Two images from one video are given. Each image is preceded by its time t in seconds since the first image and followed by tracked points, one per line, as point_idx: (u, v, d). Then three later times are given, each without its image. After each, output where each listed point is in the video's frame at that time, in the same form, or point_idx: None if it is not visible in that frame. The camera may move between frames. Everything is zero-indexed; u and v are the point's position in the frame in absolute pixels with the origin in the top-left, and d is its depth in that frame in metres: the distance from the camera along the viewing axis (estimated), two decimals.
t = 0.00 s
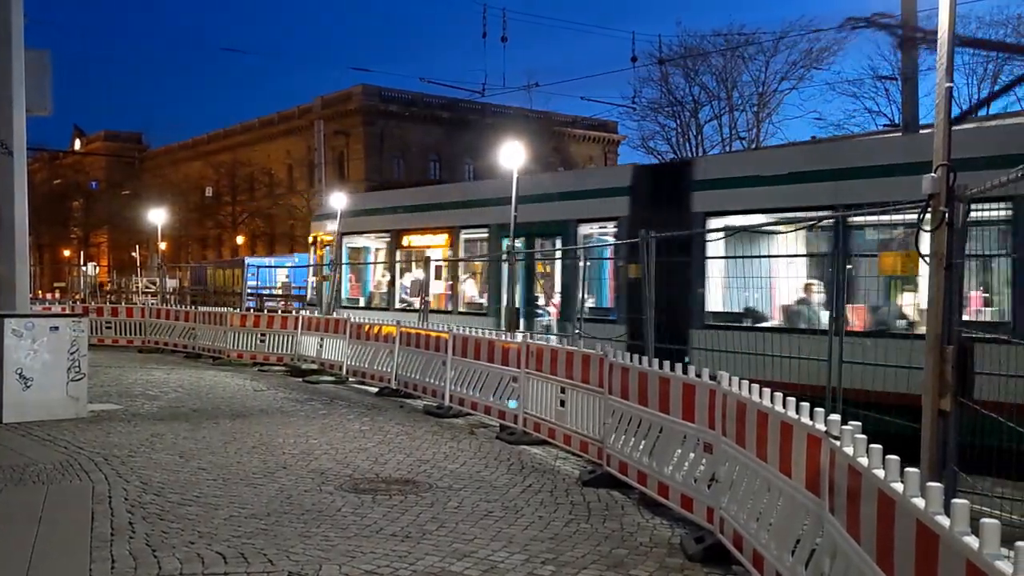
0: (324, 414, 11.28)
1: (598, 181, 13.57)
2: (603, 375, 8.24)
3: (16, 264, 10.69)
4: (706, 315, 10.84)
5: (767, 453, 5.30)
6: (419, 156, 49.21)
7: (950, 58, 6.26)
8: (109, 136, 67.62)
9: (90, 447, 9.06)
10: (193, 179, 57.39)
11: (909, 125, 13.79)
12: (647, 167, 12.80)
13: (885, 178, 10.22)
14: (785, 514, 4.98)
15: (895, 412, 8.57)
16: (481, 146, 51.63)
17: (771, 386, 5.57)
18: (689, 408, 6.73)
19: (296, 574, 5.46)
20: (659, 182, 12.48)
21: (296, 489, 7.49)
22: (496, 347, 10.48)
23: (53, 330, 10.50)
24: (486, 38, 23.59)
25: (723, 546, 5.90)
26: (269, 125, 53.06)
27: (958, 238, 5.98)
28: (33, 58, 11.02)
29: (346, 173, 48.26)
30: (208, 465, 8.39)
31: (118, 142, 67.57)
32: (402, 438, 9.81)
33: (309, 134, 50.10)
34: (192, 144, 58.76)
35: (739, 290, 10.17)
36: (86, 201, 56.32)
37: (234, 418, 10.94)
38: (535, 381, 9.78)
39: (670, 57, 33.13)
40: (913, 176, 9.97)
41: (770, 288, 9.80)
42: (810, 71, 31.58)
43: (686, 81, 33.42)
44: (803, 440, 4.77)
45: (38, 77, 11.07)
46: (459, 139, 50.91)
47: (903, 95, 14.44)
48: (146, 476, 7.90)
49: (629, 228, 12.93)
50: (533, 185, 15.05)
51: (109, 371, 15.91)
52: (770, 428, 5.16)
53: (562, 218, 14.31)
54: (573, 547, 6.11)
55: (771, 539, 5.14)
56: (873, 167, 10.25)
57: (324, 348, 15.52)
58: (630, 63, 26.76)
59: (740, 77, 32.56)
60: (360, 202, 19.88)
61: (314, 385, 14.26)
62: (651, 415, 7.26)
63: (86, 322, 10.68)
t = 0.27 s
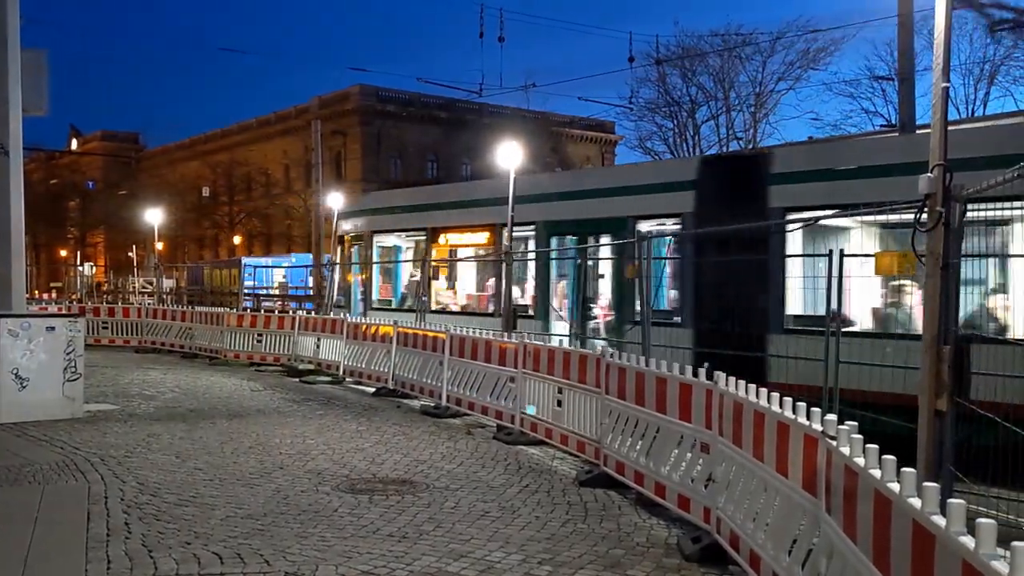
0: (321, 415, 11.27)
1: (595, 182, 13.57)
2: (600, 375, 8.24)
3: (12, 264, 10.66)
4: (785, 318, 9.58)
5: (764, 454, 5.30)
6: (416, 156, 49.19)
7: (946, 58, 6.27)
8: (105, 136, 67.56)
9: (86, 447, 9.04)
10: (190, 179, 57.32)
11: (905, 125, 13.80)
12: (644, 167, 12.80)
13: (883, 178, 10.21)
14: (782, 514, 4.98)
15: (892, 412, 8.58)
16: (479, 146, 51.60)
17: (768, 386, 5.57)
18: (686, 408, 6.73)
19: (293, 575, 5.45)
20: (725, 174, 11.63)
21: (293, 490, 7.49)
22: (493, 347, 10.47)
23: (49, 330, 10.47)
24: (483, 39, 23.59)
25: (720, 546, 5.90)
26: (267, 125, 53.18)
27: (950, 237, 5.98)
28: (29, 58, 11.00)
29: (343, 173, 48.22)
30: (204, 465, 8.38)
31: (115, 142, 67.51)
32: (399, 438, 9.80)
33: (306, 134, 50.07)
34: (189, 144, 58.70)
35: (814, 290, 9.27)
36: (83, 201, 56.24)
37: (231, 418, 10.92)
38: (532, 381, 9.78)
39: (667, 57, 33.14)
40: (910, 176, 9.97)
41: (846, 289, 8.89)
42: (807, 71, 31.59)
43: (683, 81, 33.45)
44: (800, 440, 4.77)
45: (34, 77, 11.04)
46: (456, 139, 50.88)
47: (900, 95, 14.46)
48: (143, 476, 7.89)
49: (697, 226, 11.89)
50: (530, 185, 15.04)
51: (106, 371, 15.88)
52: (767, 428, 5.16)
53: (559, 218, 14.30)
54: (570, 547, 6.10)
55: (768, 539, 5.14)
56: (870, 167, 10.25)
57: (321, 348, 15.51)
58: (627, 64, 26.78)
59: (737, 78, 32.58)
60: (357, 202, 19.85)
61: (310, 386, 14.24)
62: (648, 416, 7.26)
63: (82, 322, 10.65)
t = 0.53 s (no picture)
0: (316, 415, 11.25)
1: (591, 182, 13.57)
2: (596, 375, 8.24)
3: (6, 264, 10.64)
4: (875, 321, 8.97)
5: (758, 453, 5.31)
6: (412, 156, 49.19)
7: (940, 58, 6.29)
8: (101, 135, 67.47)
9: (80, 447, 9.02)
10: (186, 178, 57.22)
11: (899, 126, 13.83)
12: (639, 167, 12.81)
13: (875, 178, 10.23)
14: (777, 514, 4.99)
15: (887, 412, 8.59)
16: (474, 146, 51.59)
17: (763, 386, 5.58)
18: (681, 407, 6.74)
19: (287, 575, 5.44)
20: (769, 171, 11.17)
21: (288, 490, 7.48)
22: (489, 348, 10.47)
23: (43, 330, 10.44)
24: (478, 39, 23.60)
25: (714, 546, 5.91)
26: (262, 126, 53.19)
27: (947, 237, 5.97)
28: (23, 58, 10.97)
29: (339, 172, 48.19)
30: (199, 465, 8.36)
31: (111, 142, 67.41)
32: (394, 438, 9.79)
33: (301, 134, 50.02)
34: (184, 144, 58.62)
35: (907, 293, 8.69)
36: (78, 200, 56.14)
37: (226, 418, 10.91)
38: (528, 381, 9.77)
39: (663, 57, 33.18)
40: (901, 176, 10.01)
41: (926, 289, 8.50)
42: (802, 71, 31.66)
43: (678, 82, 33.51)
44: (795, 440, 4.77)
45: (28, 76, 11.02)
46: (452, 139, 50.86)
47: (894, 95, 14.49)
48: (137, 476, 7.87)
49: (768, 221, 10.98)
50: (525, 185, 15.05)
51: (100, 371, 15.86)
52: (762, 428, 5.16)
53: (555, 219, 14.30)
54: (565, 547, 6.11)
55: (763, 538, 5.14)
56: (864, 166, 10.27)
57: (316, 348, 15.50)
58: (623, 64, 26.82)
59: (733, 78, 32.65)
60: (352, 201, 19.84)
61: (305, 386, 14.23)
62: (644, 416, 7.26)
63: (76, 322, 10.63)
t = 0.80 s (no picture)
0: (305, 415, 11.22)
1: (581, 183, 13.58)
2: (586, 375, 8.25)
3: None
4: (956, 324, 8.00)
5: (748, 452, 5.32)
6: (402, 156, 49.12)
7: (929, 60, 6.32)
8: (88, 134, 67.17)
9: (68, 448, 8.97)
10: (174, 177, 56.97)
11: (887, 128, 13.88)
12: (630, 168, 12.81)
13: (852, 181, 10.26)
14: (766, 513, 5.00)
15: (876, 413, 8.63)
16: (464, 146, 51.53)
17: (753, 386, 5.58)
18: (671, 407, 6.74)
19: None
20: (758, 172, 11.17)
21: (277, 490, 7.45)
22: (479, 348, 10.46)
23: (29, 330, 10.38)
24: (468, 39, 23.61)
25: (703, 546, 5.92)
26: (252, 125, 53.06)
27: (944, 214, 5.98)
28: (11, 56, 10.91)
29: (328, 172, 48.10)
30: (187, 465, 8.33)
31: (98, 141, 67.11)
32: (383, 438, 9.77)
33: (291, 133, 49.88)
34: (173, 143, 58.41)
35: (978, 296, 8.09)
36: (66, 199, 55.85)
37: (214, 418, 10.87)
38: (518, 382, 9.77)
39: (652, 58, 33.24)
40: (877, 180, 10.05)
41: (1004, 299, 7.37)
42: (791, 73, 31.76)
43: (668, 83, 33.55)
44: (784, 439, 4.78)
45: (16, 75, 10.96)
46: (442, 139, 50.79)
47: (882, 97, 14.55)
48: (124, 477, 7.83)
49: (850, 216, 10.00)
50: (516, 186, 15.06)
51: (88, 371, 15.78)
52: (751, 427, 5.17)
53: (545, 219, 14.30)
54: (555, 547, 6.11)
55: (752, 538, 5.16)
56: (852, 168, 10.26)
57: (305, 348, 15.46)
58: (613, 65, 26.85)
59: (722, 80, 32.73)
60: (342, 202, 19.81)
61: (294, 386, 14.19)
62: (633, 416, 7.27)
63: (64, 321, 10.56)
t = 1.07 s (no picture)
0: (284, 415, 11.16)
1: (561, 183, 13.59)
2: (566, 375, 8.25)
3: None
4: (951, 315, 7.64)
5: (728, 452, 5.35)
6: (381, 155, 48.96)
7: (909, 61, 6.37)
8: (64, 132, 66.48)
9: (43, 448, 8.86)
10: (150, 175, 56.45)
11: (865, 130, 14.00)
12: (610, 168, 12.84)
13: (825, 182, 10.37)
14: (746, 512, 5.03)
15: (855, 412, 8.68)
16: (444, 146, 51.45)
17: (733, 385, 5.61)
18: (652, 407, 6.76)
19: None
20: (737, 173, 11.23)
21: (256, 491, 7.40)
22: (459, 347, 10.45)
23: (4, 329, 10.25)
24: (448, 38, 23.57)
25: (684, 545, 5.94)
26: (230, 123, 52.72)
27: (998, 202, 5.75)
28: None
29: (307, 171, 47.86)
30: (165, 466, 8.25)
31: (74, 139, 66.43)
32: (363, 439, 9.72)
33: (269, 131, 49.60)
34: (150, 141, 57.93)
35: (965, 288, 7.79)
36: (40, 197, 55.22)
37: (192, 418, 10.78)
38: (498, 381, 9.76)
39: (631, 59, 33.36)
40: (855, 181, 10.11)
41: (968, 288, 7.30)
42: (769, 74, 31.96)
43: (647, 84, 33.67)
44: (764, 439, 4.81)
45: None
46: (421, 138, 50.67)
47: (859, 99, 14.67)
48: (102, 478, 7.74)
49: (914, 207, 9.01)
50: (496, 185, 15.07)
51: (64, 371, 15.62)
52: (732, 427, 5.19)
53: (525, 219, 14.30)
54: (537, 547, 6.10)
55: (733, 537, 5.18)
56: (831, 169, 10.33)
57: (284, 348, 15.37)
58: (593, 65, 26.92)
59: (701, 81, 32.89)
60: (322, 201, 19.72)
61: (273, 386, 14.10)
62: (614, 416, 7.29)
63: (40, 320, 10.44)
